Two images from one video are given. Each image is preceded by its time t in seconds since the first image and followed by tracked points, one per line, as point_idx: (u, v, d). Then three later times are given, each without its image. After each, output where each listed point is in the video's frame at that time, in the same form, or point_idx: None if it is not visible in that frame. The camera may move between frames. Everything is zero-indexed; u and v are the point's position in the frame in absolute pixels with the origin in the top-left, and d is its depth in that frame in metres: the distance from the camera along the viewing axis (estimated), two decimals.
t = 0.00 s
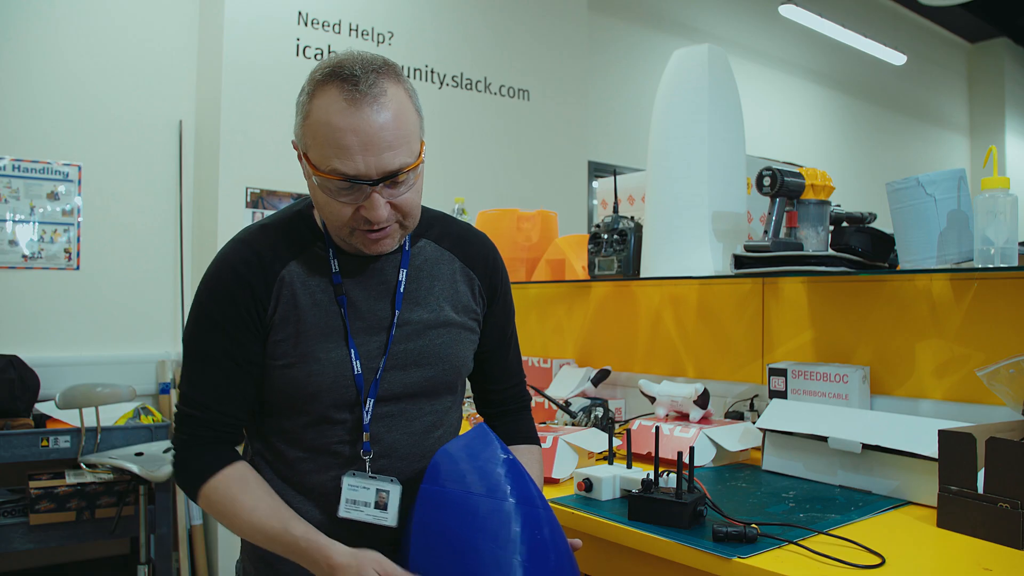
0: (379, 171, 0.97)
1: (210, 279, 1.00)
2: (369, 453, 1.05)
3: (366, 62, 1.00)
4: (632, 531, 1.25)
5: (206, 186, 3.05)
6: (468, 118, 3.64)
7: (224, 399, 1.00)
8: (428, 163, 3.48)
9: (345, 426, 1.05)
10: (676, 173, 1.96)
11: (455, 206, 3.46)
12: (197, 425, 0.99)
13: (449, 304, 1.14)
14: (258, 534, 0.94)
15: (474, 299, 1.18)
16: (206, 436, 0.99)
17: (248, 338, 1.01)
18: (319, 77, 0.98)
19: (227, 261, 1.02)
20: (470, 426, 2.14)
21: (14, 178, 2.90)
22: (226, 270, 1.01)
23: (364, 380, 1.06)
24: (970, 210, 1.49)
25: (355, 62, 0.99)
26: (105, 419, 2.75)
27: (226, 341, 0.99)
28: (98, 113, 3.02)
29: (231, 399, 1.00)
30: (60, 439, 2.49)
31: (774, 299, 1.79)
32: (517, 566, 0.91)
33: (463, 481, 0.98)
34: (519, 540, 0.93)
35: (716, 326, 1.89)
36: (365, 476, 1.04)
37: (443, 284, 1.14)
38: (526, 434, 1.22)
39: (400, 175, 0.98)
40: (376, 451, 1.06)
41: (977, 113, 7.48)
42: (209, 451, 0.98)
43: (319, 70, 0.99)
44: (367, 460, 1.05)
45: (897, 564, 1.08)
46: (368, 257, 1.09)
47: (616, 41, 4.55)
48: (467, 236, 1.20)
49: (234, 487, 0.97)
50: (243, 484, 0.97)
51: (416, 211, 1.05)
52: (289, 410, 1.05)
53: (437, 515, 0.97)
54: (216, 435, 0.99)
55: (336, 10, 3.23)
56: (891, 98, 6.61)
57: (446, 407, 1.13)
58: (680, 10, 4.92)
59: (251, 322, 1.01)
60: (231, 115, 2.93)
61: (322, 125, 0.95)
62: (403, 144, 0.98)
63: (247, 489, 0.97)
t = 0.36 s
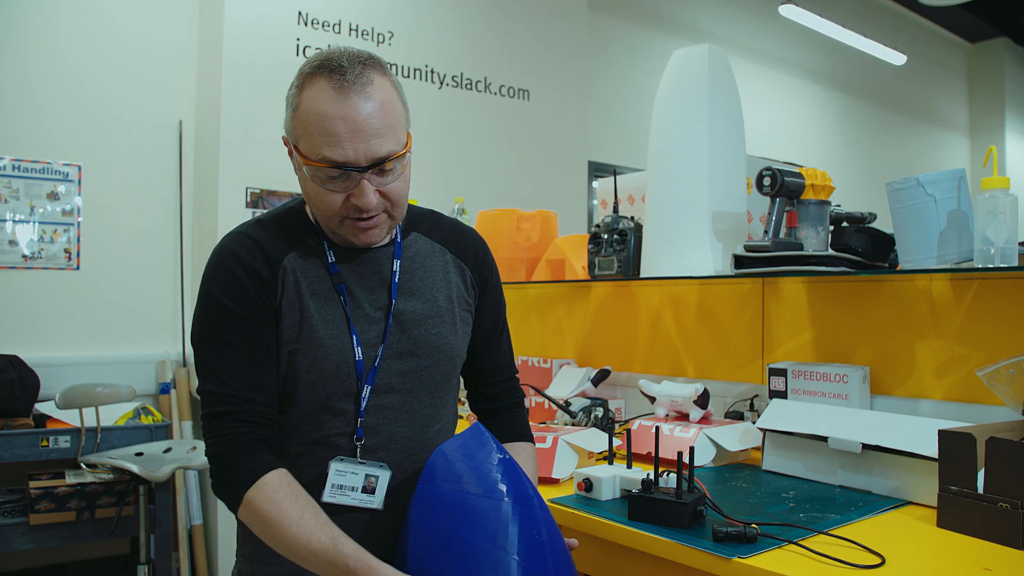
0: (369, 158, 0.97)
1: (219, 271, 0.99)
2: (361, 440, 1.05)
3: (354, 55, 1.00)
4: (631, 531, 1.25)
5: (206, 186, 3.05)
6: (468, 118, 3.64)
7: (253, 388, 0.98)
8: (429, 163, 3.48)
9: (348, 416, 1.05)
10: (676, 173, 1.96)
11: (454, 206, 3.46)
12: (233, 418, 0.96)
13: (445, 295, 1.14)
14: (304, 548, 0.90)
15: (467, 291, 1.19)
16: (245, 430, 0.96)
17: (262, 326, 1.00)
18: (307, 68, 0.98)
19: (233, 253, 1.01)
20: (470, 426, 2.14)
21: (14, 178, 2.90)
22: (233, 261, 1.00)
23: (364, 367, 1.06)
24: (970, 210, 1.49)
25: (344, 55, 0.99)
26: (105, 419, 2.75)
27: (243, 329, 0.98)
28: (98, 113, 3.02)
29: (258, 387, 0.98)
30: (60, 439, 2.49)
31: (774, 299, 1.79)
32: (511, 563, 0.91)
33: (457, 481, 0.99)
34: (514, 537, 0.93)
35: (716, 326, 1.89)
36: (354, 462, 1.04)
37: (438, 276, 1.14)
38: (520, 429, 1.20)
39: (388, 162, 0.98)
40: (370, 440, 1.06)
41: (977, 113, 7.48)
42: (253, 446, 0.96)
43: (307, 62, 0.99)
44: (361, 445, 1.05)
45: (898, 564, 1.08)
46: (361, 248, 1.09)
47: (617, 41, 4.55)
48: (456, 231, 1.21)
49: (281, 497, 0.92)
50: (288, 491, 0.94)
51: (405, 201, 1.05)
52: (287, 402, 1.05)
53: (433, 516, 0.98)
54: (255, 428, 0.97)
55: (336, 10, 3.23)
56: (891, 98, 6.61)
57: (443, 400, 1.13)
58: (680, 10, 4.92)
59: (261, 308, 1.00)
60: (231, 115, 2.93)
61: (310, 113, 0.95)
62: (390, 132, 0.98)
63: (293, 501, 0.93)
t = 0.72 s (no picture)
0: (373, 163, 0.97)
1: (217, 261, 1.01)
2: (359, 435, 1.05)
3: (370, 61, 1.01)
4: (632, 531, 1.25)
5: (206, 186, 3.05)
6: (468, 118, 3.64)
7: (218, 376, 1.00)
8: (429, 163, 3.48)
9: (343, 411, 1.05)
10: (676, 174, 1.96)
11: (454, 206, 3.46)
12: (191, 402, 0.99)
13: (448, 299, 1.14)
14: (237, 529, 0.95)
15: (472, 298, 1.18)
16: (197, 415, 0.99)
17: (246, 316, 1.01)
18: (321, 71, 0.99)
19: (234, 245, 1.02)
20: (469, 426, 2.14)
21: (14, 178, 2.90)
22: (230, 252, 1.01)
23: (361, 362, 1.06)
24: (970, 210, 1.49)
25: (360, 61, 1.00)
26: (105, 419, 2.75)
27: (231, 317, 1.00)
28: (98, 113, 3.01)
29: (229, 377, 1.01)
30: (60, 439, 2.49)
31: (774, 298, 1.79)
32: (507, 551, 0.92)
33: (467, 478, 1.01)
34: (513, 527, 0.94)
35: (716, 326, 1.89)
36: (353, 456, 1.04)
37: (443, 279, 1.14)
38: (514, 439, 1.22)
39: (393, 168, 0.98)
40: (366, 435, 1.06)
41: (977, 113, 7.48)
42: (200, 431, 0.99)
43: (324, 66, 1.00)
44: (357, 440, 1.05)
45: (898, 564, 1.08)
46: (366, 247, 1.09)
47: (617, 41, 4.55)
48: (467, 240, 1.20)
49: (223, 477, 0.97)
50: (228, 472, 0.98)
51: (410, 206, 1.04)
52: (286, 396, 1.05)
53: (441, 510, 1.00)
54: (207, 415, 0.99)
55: (336, 10, 3.23)
56: (891, 98, 6.61)
57: (442, 401, 1.13)
58: (680, 10, 4.92)
59: (248, 298, 1.01)
60: (231, 115, 2.93)
61: (320, 115, 0.96)
62: (397, 139, 0.98)
63: (235, 482, 0.97)
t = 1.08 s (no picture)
0: (375, 152, 0.97)
1: (221, 262, 1.01)
2: (364, 426, 1.05)
3: (373, 56, 1.01)
4: (632, 532, 1.25)
5: (206, 187, 3.05)
6: (468, 118, 3.64)
7: (226, 373, 1.00)
8: (429, 163, 3.48)
9: (348, 404, 1.05)
10: (677, 174, 1.96)
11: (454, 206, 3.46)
12: (199, 399, 0.99)
13: (450, 295, 1.14)
14: (253, 518, 0.94)
15: (472, 295, 1.18)
16: (206, 411, 0.99)
17: (250, 313, 1.01)
18: (326, 65, 0.99)
19: (237, 244, 1.03)
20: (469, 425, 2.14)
21: (14, 178, 2.90)
22: (234, 251, 1.02)
23: (365, 355, 1.06)
24: (970, 210, 1.50)
25: (363, 55, 1.01)
26: (105, 419, 2.75)
27: (234, 314, 1.00)
28: (98, 113, 3.01)
29: (236, 374, 1.01)
30: (60, 439, 2.49)
31: (774, 298, 1.79)
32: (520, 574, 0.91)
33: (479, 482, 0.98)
34: (516, 538, 0.93)
35: (716, 326, 1.89)
36: (357, 446, 1.04)
37: (444, 276, 1.14)
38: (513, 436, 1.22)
39: (394, 158, 0.98)
40: (370, 427, 1.06)
41: (977, 113, 7.48)
42: (210, 428, 0.99)
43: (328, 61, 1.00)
44: (362, 432, 1.04)
45: (898, 564, 1.08)
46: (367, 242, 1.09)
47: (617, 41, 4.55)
48: (465, 239, 1.21)
49: (239, 468, 0.97)
50: (242, 462, 0.97)
51: (412, 200, 1.04)
52: (290, 390, 1.05)
53: (450, 512, 0.97)
54: (220, 412, 1.00)
55: (336, 10, 3.23)
56: (891, 98, 6.61)
57: (445, 396, 1.13)
58: (680, 10, 4.92)
59: (252, 295, 1.01)
60: (231, 115, 2.94)
61: (323, 106, 0.96)
62: (399, 129, 0.98)
63: (250, 473, 0.97)
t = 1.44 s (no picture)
0: (379, 151, 0.97)
1: (222, 261, 1.01)
2: (366, 427, 1.05)
3: (378, 57, 1.02)
4: (633, 532, 1.25)
5: (206, 187, 3.05)
6: (468, 118, 3.64)
7: (226, 373, 1.00)
8: (429, 162, 3.48)
9: (349, 404, 1.05)
10: (677, 174, 1.96)
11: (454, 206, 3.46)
12: (198, 399, 0.99)
13: (451, 296, 1.14)
14: (251, 515, 0.94)
15: (473, 296, 1.18)
16: (204, 411, 0.99)
17: (252, 314, 1.01)
18: (330, 66, 1.00)
19: (239, 244, 1.03)
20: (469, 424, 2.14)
21: (14, 178, 2.90)
22: (236, 250, 1.02)
23: (366, 355, 1.06)
24: (970, 210, 1.49)
25: (367, 56, 1.01)
26: (105, 419, 2.75)
27: (235, 314, 1.00)
28: (97, 113, 3.01)
29: (235, 374, 1.01)
30: (60, 439, 2.49)
31: (774, 298, 1.79)
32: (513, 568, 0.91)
33: (463, 480, 0.99)
34: (509, 536, 0.93)
35: (716, 326, 1.89)
36: (360, 448, 1.04)
37: (445, 276, 1.14)
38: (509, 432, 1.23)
39: (398, 158, 0.98)
40: (372, 428, 1.06)
41: (977, 113, 7.48)
42: (209, 428, 0.99)
43: (332, 62, 1.01)
44: (364, 432, 1.04)
45: (899, 564, 1.08)
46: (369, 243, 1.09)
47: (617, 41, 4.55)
48: (465, 239, 1.21)
49: (238, 466, 0.97)
50: (240, 460, 0.97)
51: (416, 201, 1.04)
52: (292, 390, 1.05)
53: (442, 510, 0.97)
54: (219, 411, 1.00)
55: (336, 10, 3.23)
56: (891, 98, 6.61)
57: (446, 396, 1.13)
58: (680, 10, 4.92)
59: (253, 296, 1.02)
60: (230, 115, 2.94)
61: (327, 105, 0.96)
62: (403, 129, 0.98)
63: (250, 471, 0.97)
